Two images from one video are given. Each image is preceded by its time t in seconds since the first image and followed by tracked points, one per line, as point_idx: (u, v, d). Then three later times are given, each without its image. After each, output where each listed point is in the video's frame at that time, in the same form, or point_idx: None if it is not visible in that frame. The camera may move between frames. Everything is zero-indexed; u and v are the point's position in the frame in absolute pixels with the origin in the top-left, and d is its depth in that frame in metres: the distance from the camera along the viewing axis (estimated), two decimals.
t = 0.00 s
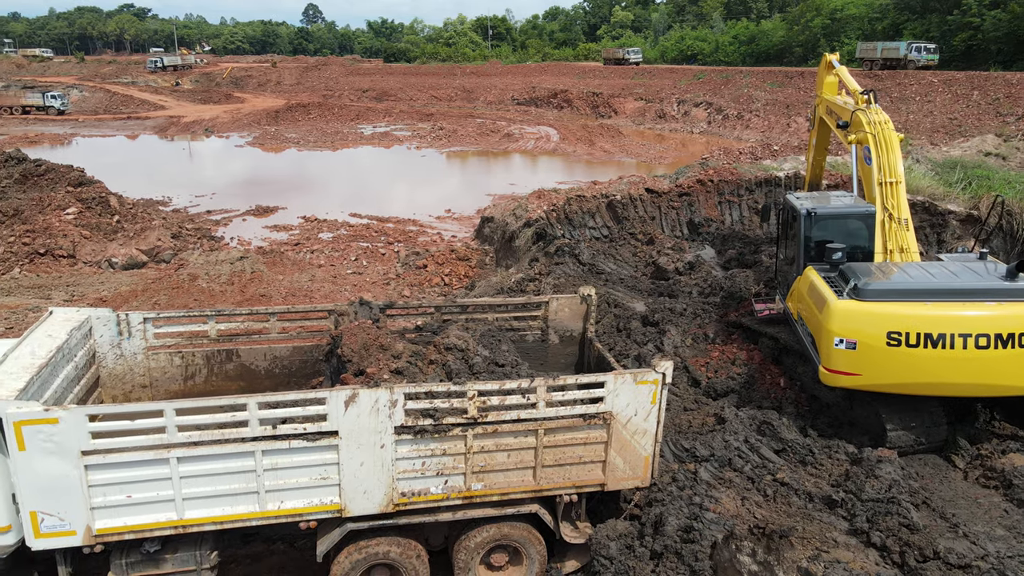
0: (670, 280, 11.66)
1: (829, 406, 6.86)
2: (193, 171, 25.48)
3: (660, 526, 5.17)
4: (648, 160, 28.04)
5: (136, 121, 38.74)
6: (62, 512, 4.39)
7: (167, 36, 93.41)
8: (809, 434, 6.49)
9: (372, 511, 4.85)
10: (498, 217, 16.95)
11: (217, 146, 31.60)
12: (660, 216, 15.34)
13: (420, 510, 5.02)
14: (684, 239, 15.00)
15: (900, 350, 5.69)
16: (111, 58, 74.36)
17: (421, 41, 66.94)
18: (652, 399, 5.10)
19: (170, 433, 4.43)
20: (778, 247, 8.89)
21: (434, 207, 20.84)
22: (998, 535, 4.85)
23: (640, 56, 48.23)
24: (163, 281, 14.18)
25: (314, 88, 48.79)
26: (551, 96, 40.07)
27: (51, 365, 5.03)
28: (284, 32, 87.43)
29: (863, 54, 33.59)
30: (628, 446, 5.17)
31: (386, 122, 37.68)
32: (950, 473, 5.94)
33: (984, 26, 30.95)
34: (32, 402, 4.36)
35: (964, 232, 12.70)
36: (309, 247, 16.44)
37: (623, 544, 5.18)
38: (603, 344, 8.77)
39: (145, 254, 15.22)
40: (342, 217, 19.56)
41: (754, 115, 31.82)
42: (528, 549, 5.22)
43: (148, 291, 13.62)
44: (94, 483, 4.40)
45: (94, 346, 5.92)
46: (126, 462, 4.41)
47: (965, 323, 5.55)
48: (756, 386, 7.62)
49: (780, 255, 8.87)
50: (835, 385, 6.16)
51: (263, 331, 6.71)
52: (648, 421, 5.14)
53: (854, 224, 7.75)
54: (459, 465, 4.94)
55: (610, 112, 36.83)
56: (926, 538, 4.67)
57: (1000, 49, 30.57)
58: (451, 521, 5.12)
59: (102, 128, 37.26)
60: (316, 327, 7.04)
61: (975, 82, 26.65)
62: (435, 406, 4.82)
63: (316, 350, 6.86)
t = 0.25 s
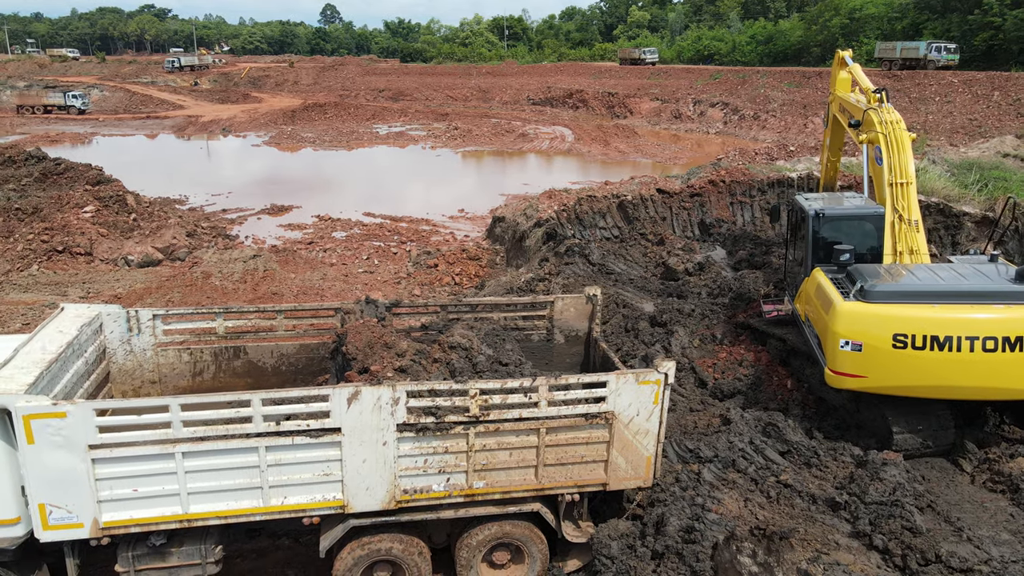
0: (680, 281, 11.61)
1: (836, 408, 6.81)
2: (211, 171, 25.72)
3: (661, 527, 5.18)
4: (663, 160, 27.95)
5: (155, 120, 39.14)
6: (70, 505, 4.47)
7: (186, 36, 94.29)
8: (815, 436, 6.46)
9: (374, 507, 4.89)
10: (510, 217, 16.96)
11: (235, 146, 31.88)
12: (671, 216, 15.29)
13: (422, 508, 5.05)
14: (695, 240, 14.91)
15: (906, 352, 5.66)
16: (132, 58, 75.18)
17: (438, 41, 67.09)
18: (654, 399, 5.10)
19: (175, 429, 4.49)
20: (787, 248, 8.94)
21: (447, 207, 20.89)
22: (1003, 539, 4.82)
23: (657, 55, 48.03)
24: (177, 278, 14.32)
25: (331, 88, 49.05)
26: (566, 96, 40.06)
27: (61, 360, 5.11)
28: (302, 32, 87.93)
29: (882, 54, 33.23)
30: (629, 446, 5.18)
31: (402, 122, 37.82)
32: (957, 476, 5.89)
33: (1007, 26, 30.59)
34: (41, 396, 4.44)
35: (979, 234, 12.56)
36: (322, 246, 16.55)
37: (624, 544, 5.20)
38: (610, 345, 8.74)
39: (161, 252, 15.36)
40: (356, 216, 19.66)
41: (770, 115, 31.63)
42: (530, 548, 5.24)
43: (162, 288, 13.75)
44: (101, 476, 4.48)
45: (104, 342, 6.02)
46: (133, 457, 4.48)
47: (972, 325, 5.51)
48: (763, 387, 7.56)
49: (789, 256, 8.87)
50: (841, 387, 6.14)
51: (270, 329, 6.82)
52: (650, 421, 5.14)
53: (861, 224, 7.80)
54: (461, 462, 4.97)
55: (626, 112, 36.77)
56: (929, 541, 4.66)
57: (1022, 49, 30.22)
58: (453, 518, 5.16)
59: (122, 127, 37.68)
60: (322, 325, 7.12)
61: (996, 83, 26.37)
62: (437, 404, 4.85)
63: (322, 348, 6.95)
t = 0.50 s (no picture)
0: (690, 282, 11.55)
1: (844, 411, 6.77)
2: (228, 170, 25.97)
3: (664, 527, 5.18)
4: (678, 161, 27.85)
5: (173, 119, 39.54)
6: (79, 498, 4.54)
7: (206, 36, 95.15)
8: (821, 438, 6.42)
9: (378, 504, 4.93)
10: (521, 217, 16.97)
11: (252, 145, 32.17)
12: (683, 217, 15.23)
13: (425, 505, 5.09)
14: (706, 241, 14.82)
15: (914, 355, 5.62)
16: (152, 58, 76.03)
17: (454, 41, 67.19)
18: (657, 399, 5.10)
19: (182, 424, 4.56)
20: (795, 249, 8.91)
21: (460, 206, 20.93)
22: (1009, 544, 4.79)
23: (673, 55, 47.82)
24: (191, 276, 14.46)
25: (347, 88, 49.31)
26: (582, 96, 40.03)
27: (72, 355, 5.20)
28: (320, 32, 88.38)
29: (901, 54, 32.83)
30: (633, 446, 5.18)
31: (417, 121, 37.96)
32: (964, 480, 5.85)
33: None
34: (51, 391, 4.52)
35: (995, 236, 12.41)
36: (336, 245, 16.66)
37: (627, 544, 5.21)
38: (618, 345, 8.72)
39: (176, 250, 15.53)
40: (370, 215, 19.76)
41: (787, 115, 31.42)
42: (532, 547, 5.26)
43: (176, 286, 13.90)
44: (109, 470, 4.55)
45: (115, 338, 6.12)
46: (140, 451, 4.55)
47: (981, 328, 5.46)
48: (771, 389, 7.53)
49: (798, 257, 8.82)
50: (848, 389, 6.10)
51: (278, 326, 6.90)
52: (654, 422, 5.14)
53: (871, 226, 7.76)
54: (464, 461, 4.99)
55: (641, 112, 36.69)
56: (933, 545, 4.64)
57: None
58: (456, 516, 5.19)
59: (140, 126, 38.10)
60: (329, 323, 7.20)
61: (1017, 83, 26.03)
62: (440, 402, 4.89)
63: (329, 345, 7.02)
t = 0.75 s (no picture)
0: (701, 282, 11.50)
1: (853, 413, 6.71)
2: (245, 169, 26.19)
3: (667, 527, 5.19)
4: (693, 161, 27.74)
5: (192, 119, 39.93)
6: (89, 491, 4.62)
7: (225, 37, 96.14)
8: (829, 440, 6.38)
9: (383, 501, 4.97)
10: (533, 216, 16.97)
11: (270, 144, 32.44)
12: (695, 217, 15.15)
13: (429, 503, 5.11)
14: (719, 241, 14.71)
15: (923, 356, 5.58)
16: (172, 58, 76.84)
17: (470, 41, 67.33)
18: (662, 400, 5.09)
19: (189, 419, 4.62)
20: (806, 249, 8.84)
21: (474, 206, 20.97)
22: (1016, 549, 4.78)
23: (690, 55, 47.60)
24: (205, 274, 14.59)
25: (363, 88, 49.56)
26: (598, 96, 39.98)
27: (84, 351, 5.29)
28: (337, 33, 88.80)
29: (921, 54, 32.56)
30: (637, 446, 5.18)
31: (433, 121, 38.08)
32: (974, 484, 5.79)
33: None
34: (62, 385, 4.61)
35: (1013, 238, 12.23)
36: (349, 244, 16.76)
37: (631, 544, 5.23)
38: (627, 345, 8.69)
39: (192, 248, 15.68)
40: (384, 214, 19.85)
41: (804, 116, 31.18)
42: (536, 545, 5.27)
43: (190, 284, 14.03)
44: (119, 464, 4.62)
45: (127, 334, 6.23)
46: (149, 446, 4.62)
47: (990, 330, 5.41)
48: (780, 391, 7.47)
49: (809, 258, 8.75)
50: (856, 391, 6.07)
51: (287, 323, 6.98)
52: (658, 422, 5.14)
53: (883, 227, 7.67)
54: (469, 459, 5.02)
55: (657, 113, 36.59)
56: (938, 548, 4.64)
57: None
58: (461, 513, 5.20)
59: (159, 126, 38.52)
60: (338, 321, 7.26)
61: None
62: (444, 400, 4.91)
63: (337, 343, 7.10)
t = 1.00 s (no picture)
0: (712, 283, 11.42)
1: (863, 415, 6.65)
2: (262, 168, 26.40)
3: (672, 528, 5.19)
4: (709, 162, 27.63)
5: (210, 119, 40.30)
6: (99, 485, 4.69)
7: (243, 37, 96.97)
8: (837, 442, 6.35)
9: (388, 498, 5.01)
10: (545, 216, 16.96)
11: (287, 144, 32.66)
12: (708, 218, 15.04)
13: (434, 500, 5.14)
14: (731, 242, 14.58)
15: (934, 359, 5.53)
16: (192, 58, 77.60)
17: (487, 41, 67.40)
18: (667, 400, 5.09)
19: (198, 415, 4.67)
20: (817, 250, 8.78)
21: (488, 206, 20.99)
22: None
23: (706, 56, 47.36)
24: (219, 273, 14.72)
25: (380, 88, 49.77)
26: (614, 96, 39.92)
27: (96, 347, 5.37)
28: (355, 33, 89.15)
29: (941, 54, 32.19)
30: (642, 446, 5.18)
31: (448, 121, 38.19)
32: (984, 488, 5.75)
33: None
34: (74, 380, 4.69)
35: None
36: (362, 243, 16.85)
37: (635, 544, 5.21)
38: (636, 345, 8.66)
39: (207, 247, 15.84)
40: (398, 214, 19.94)
41: (822, 116, 30.94)
42: (541, 544, 5.29)
43: (205, 282, 14.16)
44: (129, 459, 4.69)
45: (139, 330, 6.34)
46: (158, 441, 4.68)
47: (1003, 333, 5.36)
48: (789, 392, 7.38)
49: (820, 260, 8.68)
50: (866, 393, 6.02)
51: (296, 322, 7.06)
52: (664, 422, 5.13)
53: (894, 229, 7.61)
54: (474, 457, 5.05)
55: (673, 112, 36.51)
56: (944, 553, 4.65)
57: None
58: (466, 512, 5.22)
59: (178, 125, 38.92)
60: (347, 319, 7.33)
61: None
62: (450, 398, 4.94)
63: (345, 341, 7.15)
